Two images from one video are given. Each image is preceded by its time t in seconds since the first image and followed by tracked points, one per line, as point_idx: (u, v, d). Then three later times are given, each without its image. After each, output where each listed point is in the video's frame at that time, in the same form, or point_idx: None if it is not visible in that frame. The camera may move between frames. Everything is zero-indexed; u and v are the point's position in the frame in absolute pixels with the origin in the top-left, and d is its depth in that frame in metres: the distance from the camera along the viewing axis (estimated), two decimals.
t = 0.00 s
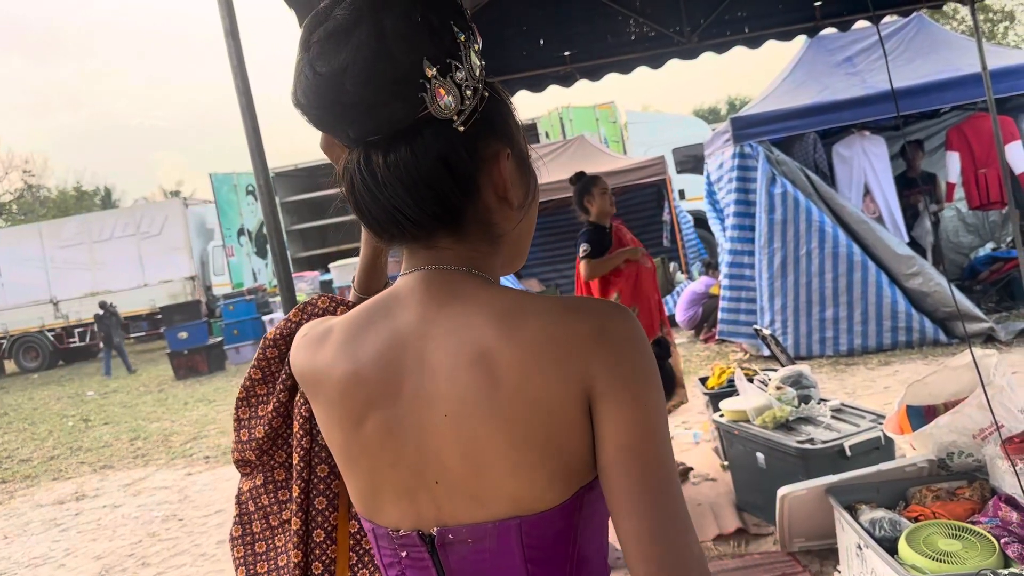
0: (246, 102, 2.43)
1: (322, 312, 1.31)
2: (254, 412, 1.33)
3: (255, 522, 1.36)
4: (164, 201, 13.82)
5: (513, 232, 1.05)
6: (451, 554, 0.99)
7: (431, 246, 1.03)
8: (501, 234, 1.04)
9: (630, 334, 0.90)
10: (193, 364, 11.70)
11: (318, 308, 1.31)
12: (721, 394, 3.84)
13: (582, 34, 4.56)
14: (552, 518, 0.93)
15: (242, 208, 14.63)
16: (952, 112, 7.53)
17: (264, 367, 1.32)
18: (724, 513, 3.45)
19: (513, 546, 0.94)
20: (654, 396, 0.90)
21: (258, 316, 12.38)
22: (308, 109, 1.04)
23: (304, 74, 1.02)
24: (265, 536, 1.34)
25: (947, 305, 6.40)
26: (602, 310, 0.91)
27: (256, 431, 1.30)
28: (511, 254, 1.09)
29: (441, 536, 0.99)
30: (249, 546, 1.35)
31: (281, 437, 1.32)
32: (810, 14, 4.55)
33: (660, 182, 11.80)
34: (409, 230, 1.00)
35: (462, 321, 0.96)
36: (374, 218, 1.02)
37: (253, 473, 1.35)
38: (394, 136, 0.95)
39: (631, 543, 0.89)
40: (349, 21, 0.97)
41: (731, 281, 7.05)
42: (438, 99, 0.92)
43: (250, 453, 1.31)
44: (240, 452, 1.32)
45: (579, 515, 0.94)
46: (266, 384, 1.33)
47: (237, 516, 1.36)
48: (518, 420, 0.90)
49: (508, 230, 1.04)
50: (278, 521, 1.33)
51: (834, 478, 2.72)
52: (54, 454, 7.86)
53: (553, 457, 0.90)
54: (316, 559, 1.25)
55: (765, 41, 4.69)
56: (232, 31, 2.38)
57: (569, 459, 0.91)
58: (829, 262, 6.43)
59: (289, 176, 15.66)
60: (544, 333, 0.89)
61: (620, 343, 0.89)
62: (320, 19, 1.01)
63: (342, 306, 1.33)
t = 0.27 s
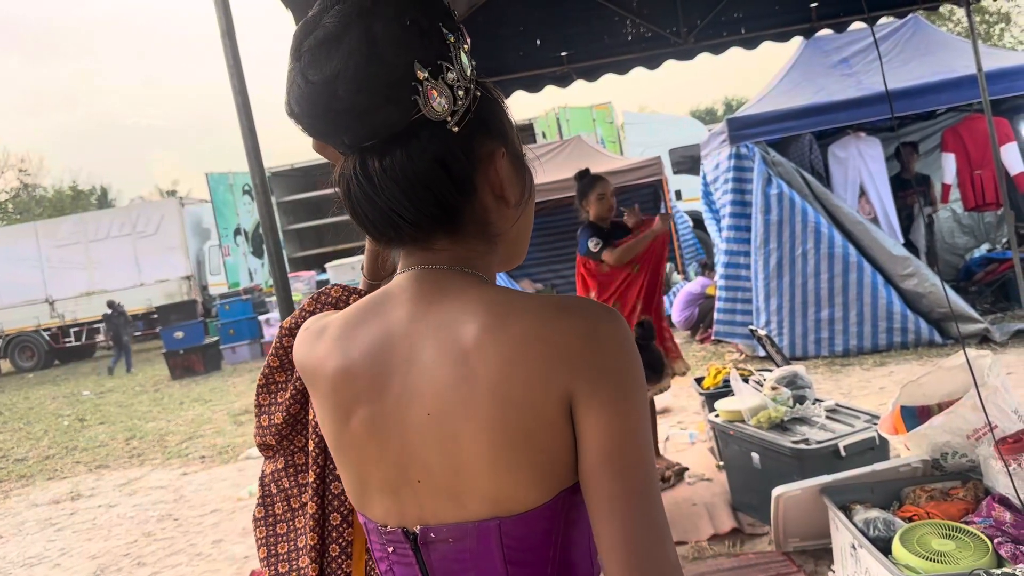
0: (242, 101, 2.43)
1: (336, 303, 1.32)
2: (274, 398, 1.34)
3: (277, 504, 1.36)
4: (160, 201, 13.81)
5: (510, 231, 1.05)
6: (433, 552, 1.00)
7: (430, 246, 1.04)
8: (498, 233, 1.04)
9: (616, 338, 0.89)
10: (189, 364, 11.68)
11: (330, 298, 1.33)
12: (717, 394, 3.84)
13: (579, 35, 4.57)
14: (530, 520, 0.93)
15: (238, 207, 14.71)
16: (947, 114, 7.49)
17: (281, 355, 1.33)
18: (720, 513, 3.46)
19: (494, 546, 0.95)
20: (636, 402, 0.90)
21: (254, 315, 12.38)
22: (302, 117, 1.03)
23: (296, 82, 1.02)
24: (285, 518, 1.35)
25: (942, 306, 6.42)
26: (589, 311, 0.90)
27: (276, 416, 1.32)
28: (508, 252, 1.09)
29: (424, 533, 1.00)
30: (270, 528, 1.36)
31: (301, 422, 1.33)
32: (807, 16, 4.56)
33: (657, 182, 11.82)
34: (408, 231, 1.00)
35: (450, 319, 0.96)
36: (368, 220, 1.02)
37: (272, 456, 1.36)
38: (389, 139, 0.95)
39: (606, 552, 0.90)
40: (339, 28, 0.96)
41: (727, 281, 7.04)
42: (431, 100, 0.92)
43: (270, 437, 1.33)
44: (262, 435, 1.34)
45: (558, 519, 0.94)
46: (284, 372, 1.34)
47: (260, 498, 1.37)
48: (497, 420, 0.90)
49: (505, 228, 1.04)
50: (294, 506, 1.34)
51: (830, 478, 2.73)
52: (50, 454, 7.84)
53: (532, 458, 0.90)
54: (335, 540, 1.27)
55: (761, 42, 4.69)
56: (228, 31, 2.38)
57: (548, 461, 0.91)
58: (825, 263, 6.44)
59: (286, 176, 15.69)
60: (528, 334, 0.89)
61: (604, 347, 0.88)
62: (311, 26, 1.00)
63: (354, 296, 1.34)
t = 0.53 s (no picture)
0: (236, 102, 2.42)
1: (322, 305, 1.32)
2: (266, 404, 1.33)
3: (278, 510, 1.36)
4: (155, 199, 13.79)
5: (511, 230, 1.06)
6: (433, 550, 1.00)
7: (431, 250, 1.03)
8: (498, 233, 1.05)
9: (619, 334, 0.91)
10: (184, 363, 11.66)
11: (319, 299, 1.32)
12: (712, 394, 3.86)
13: (575, 35, 4.57)
14: (533, 516, 0.93)
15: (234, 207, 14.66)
16: (942, 115, 7.48)
17: (271, 362, 1.33)
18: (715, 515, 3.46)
19: (496, 543, 0.94)
20: (639, 398, 0.91)
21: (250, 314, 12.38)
22: (300, 128, 1.03)
23: (293, 93, 1.01)
24: (289, 522, 1.35)
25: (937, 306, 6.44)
26: (593, 309, 0.91)
27: (271, 421, 1.32)
28: (507, 253, 1.09)
29: (425, 531, 0.99)
30: (274, 533, 1.36)
31: (297, 427, 1.33)
32: (802, 17, 4.55)
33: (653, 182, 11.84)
34: (411, 237, 1.01)
35: (452, 317, 0.96)
36: (370, 226, 1.02)
37: (270, 463, 1.36)
38: (388, 147, 0.95)
39: (625, 538, 0.93)
40: (333, 38, 0.96)
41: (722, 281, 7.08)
42: (428, 106, 0.92)
43: (267, 444, 1.33)
44: (257, 443, 1.34)
45: (561, 514, 0.95)
46: (276, 378, 1.33)
47: (261, 507, 1.36)
48: (501, 415, 0.90)
49: (504, 229, 1.05)
50: (297, 508, 1.35)
51: (823, 478, 2.74)
52: (44, 453, 7.83)
53: (535, 454, 0.91)
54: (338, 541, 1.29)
55: (756, 43, 4.68)
56: (223, 31, 2.38)
57: (552, 457, 0.91)
58: (820, 263, 6.45)
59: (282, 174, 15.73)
60: (533, 330, 0.89)
61: (608, 343, 0.89)
62: (306, 36, 1.00)
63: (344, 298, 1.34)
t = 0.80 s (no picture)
0: (233, 101, 2.42)
1: (326, 297, 1.32)
2: (263, 394, 1.33)
3: (269, 500, 1.36)
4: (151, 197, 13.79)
5: (514, 231, 1.07)
6: (440, 549, 0.98)
7: (436, 253, 1.03)
8: (501, 234, 1.05)
9: (624, 331, 0.92)
10: (180, 361, 11.63)
11: (322, 292, 1.32)
12: (707, 394, 3.86)
13: (571, 35, 4.58)
14: (540, 512, 0.93)
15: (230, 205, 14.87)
16: (938, 115, 7.53)
17: (272, 350, 1.32)
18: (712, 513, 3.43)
19: (503, 539, 0.94)
20: (644, 394, 0.92)
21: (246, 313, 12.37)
22: (303, 142, 1.02)
23: (295, 107, 0.99)
24: (279, 513, 1.35)
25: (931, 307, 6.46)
26: (598, 308, 0.92)
27: (266, 411, 1.31)
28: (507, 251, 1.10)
29: (430, 531, 0.98)
30: (262, 523, 1.35)
31: (292, 418, 1.33)
32: (798, 17, 4.57)
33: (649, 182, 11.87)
34: (418, 243, 1.01)
35: (458, 316, 0.96)
36: (378, 233, 1.01)
37: (264, 452, 1.36)
38: (397, 157, 0.94)
39: (633, 535, 0.93)
40: (336, 52, 0.95)
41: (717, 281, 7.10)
42: (435, 116, 0.92)
43: (262, 432, 1.33)
44: (252, 431, 1.34)
45: (567, 509, 0.95)
46: (276, 368, 1.33)
47: (251, 495, 1.36)
48: (509, 410, 0.90)
49: (508, 228, 1.05)
50: (289, 499, 1.35)
51: (818, 478, 2.74)
52: (40, 452, 7.81)
53: (543, 449, 0.91)
54: (331, 533, 1.29)
55: (752, 43, 4.69)
56: (219, 28, 2.37)
57: (559, 452, 0.92)
58: (815, 263, 6.46)
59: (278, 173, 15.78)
60: (540, 328, 0.90)
61: (614, 340, 0.90)
62: (308, 50, 0.99)
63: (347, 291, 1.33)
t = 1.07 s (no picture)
0: (230, 99, 2.41)
1: (342, 296, 1.32)
2: (285, 384, 1.31)
3: (283, 490, 1.34)
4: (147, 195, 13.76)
5: (510, 240, 1.07)
6: (423, 565, 0.99)
7: (430, 260, 1.03)
8: (496, 243, 1.05)
9: (604, 357, 0.89)
10: (176, 359, 11.60)
11: (340, 289, 1.33)
12: (703, 393, 3.86)
13: (568, 34, 4.58)
14: (521, 532, 0.92)
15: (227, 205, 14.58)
16: (933, 115, 7.56)
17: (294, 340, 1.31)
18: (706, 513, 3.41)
19: (480, 558, 0.93)
20: (621, 421, 0.90)
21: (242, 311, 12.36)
22: (300, 144, 1.01)
23: (292, 107, 0.99)
24: (291, 504, 1.32)
25: (927, 307, 6.47)
26: (578, 333, 0.89)
27: (286, 402, 1.29)
28: (501, 262, 1.10)
29: (413, 546, 0.99)
30: (275, 512, 1.32)
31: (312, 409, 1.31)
32: (795, 17, 4.58)
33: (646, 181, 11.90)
34: (414, 246, 1.00)
35: (438, 337, 0.95)
36: (372, 239, 1.01)
37: (283, 441, 1.33)
38: (394, 158, 0.94)
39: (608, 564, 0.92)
40: (335, 52, 0.96)
41: (714, 280, 7.08)
42: (432, 116, 0.93)
43: (281, 423, 1.30)
44: (272, 421, 1.31)
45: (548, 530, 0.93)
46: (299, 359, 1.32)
47: (266, 483, 1.34)
48: (481, 436, 0.90)
49: (501, 239, 1.06)
50: (302, 492, 1.32)
51: (813, 478, 2.75)
52: (35, 450, 7.80)
53: (517, 474, 0.90)
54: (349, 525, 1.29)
55: (748, 43, 4.70)
56: (216, 27, 2.37)
57: (533, 478, 0.91)
58: (811, 263, 6.48)
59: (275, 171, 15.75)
60: (513, 353, 0.88)
61: (591, 368, 0.88)
62: (306, 50, 0.99)
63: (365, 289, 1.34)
